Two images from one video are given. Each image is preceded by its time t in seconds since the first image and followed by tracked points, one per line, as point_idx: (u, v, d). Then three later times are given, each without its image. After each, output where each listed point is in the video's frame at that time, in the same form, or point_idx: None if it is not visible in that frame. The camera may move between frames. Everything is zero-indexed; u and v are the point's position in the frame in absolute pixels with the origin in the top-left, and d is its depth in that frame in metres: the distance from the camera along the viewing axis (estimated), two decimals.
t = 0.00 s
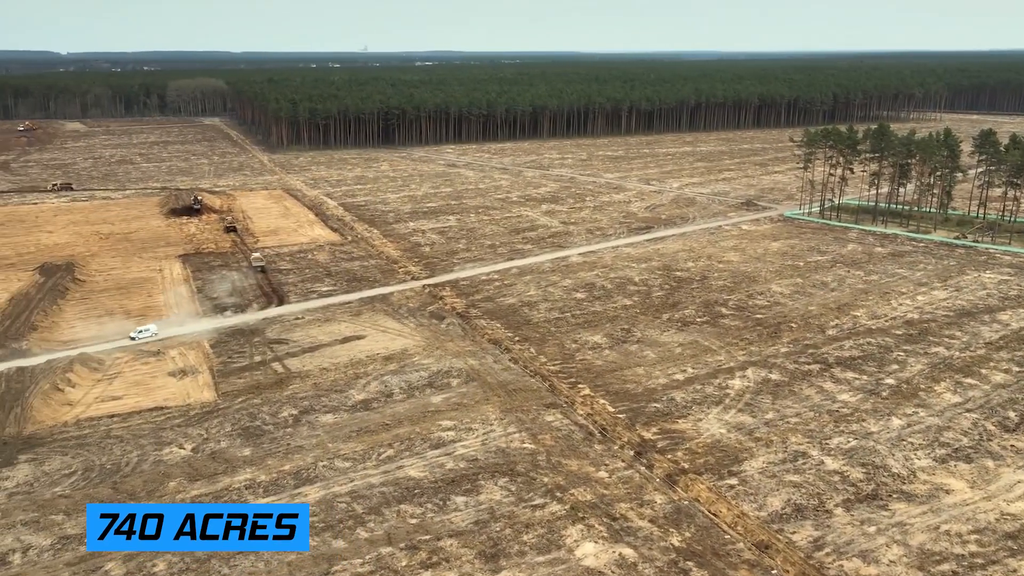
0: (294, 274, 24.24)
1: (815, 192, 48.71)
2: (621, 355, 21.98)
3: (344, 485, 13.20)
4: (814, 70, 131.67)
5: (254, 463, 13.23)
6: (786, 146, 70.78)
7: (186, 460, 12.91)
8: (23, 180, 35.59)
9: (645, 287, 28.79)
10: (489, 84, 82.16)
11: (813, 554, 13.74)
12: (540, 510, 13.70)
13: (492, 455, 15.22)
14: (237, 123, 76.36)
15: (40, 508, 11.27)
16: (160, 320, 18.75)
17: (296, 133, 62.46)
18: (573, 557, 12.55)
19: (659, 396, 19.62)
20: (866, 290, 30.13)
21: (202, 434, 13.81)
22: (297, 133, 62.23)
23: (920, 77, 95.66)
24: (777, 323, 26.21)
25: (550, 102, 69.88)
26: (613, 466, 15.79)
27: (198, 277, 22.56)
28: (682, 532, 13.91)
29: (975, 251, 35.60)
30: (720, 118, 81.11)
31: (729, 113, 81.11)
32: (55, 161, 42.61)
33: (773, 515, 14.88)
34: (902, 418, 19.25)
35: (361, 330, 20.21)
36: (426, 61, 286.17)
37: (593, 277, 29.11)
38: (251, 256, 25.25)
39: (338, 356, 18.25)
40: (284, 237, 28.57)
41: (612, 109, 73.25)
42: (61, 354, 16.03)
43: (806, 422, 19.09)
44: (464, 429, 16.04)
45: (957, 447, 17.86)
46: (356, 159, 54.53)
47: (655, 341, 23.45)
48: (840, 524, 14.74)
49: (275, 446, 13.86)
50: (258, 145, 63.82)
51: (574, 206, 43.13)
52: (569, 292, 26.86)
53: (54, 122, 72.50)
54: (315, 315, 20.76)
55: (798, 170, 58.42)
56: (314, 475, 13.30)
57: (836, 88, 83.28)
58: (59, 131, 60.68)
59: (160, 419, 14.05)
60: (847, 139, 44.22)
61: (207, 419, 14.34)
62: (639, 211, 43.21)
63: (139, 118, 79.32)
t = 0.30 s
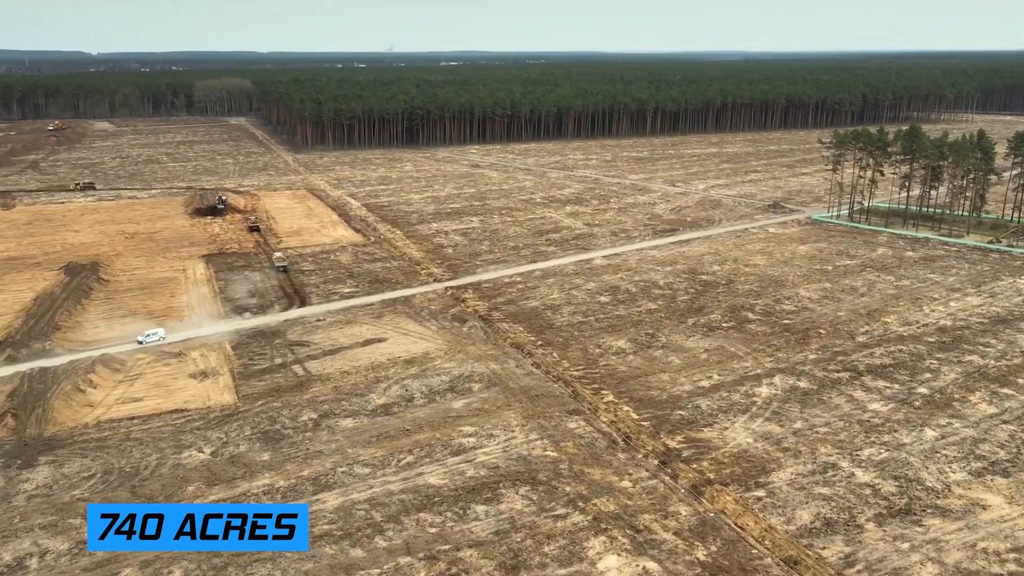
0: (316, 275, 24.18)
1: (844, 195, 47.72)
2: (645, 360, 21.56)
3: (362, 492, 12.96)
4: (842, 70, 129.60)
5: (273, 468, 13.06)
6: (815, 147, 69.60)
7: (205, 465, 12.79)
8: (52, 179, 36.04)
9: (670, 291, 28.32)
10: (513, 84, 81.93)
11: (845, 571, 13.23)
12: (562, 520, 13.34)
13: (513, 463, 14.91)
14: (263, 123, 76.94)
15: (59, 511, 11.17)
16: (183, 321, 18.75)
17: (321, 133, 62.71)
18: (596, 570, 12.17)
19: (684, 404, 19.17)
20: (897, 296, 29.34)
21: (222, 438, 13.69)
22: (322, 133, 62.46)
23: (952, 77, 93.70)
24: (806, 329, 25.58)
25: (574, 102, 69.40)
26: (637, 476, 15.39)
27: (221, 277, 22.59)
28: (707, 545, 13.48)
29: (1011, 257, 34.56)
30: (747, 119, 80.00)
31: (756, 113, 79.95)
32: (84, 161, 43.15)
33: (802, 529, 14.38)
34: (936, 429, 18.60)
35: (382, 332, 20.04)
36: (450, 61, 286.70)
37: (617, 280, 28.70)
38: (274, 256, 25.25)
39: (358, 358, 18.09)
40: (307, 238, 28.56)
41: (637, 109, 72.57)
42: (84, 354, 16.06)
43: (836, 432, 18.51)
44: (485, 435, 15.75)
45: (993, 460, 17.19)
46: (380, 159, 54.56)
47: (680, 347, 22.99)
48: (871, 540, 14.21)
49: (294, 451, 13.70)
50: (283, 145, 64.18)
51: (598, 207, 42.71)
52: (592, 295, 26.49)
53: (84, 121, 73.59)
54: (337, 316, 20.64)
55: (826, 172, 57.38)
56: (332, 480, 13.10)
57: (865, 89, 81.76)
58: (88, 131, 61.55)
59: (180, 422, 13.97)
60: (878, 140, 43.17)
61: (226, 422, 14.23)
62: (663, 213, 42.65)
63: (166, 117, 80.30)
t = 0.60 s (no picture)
0: (336, 276, 24.07)
1: (871, 197, 46.75)
2: (668, 366, 21.11)
3: (379, 500, 12.67)
4: (868, 70, 127.55)
5: (289, 474, 12.86)
6: (841, 148, 68.42)
7: (221, 470, 12.64)
8: (78, 178, 36.39)
9: (693, 295, 27.81)
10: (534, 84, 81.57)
11: None
12: (583, 531, 12.92)
13: (533, 471, 14.53)
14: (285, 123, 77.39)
15: (74, 515, 11.05)
16: (202, 322, 18.70)
17: (342, 133, 62.84)
18: None
19: (708, 411, 18.68)
20: (927, 301, 28.57)
21: (239, 442, 13.53)
22: (344, 132, 62.57)
23: (982, 77, 91.76)
24: (833, 335, 24.95)
25: (597, 102, 68.87)
26: (659, 486, 14.88)
27: (241, 278, 22.57)
28: (733, 560, 12.98)
29: None
30: (771, 119, 78.88)
31: (781, 114, 78.81)
32: (109, 160, 43.54)
33: (831, 545, 13.84)
34: (969, 441, 17.96)
35: (402, 335, 19.83)
36: (472, 61, 286.49)
37: (640, 284, 28.26)
38: (294, 257, 25.19)
39: (377, 362, 17.89)
40: (327, 239, 28.48)
41: (660, 110, 71.86)
42: (103, 355, 16.04)
43: (865, 443, 17.92)
44: (504, 442, 15.40)
45: None
46: (401, 159, 54.54)
47: (703, 353, 22.51)
48: (904, 557, 13.65)
49: (311, 456, 13.49)
50: (305, 145, 64.40)
51: (620, 209, 42.24)
52: (614, 299, 26.08)
53: (111, 121, 74.56)
54: (356, 319, 20.49)
55: (853, 173, 56.31)
56: (349, 488, 12.84)
57: (893, 89, 80.27)
58: (114, 130, 62.26)
59: (196, 425, 13.86)
60: (906, 141, 42.07)
61: (244, 426, 14.09)
62: (687, 215, 42.04)
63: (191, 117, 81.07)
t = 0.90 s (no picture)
0: (350, 278, 23.91)
1: (892, 200, 45.92)
2: (687, 373, 20.68)
3: (391, 509, 12.36)
4: (889, 70, 125.91)
5: (300, 482, 12.62)
6: (862, 149, 67.44)
7: (231, 477, 12.42)
8: (96, 178, 36.56)
9: (712, 299, 27.35)
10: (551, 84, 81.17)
11: None
12: (598, 544, 12.50)
13: (548, 481, 14.14)
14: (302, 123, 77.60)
15: (82, 523, 10.87)
16: (215, 324, 18.55)
17: (359, 133, 62.84)
18: None
19: (728, 420, 18.21)
20: (951, 307, 27.88)
21: (250, 449, 13.32)
22: (360, 132, 62.56)
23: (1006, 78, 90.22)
24: (855, 341, 24.38)
25: (614, 102, 68.36)
26: (678, 497, 14.39)
27: (255, 280, 22.45)
28: None
29: None
30: (790, 120, 77.98)
31: (800, 115, 77.87)
32: (128, 160, 43.74)
33: (856, 561, 13.26)
34: (997, 454, 17.39)
35: (416, 339, 19.58)
36: (489, 61, 286.71)
37: (657, 287, 27.83)
38: (308, 258, 25.05)
39: (391, 367, 17.64)
40: (341, 240, 28.33)
41: (677, 110, 71.22)
42: (116, 358, 15.94)
43: (890, 454, 17.37)
44: (519, 451, 15.05)
45: None
46: (417, 159, 54.42)
47: (723, 359, 22.05)
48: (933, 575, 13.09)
49: (322, 464, 13.24)
50: (322, 145, 64.49)
51: (637, 211, 41.79)
52: (631, 303, 25.68)
53: (131, 122, 75.12)
54: (370, 322, 20.28)
55: (875, 175, 55.40)
56: (360, 496, 12.55)
57: (914, 89, 79.08)
58: (133, 130, 62.68)
59: (207, 430, 13.69)
60: (929, 143, 41.21)
61: (255, 432, 13.89)
62: (705, 217, 41.50)
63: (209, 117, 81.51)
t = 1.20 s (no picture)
0: (363, 280, 23.71)
1: (913, 203, 45.14)
2: (703, 380, 20.25)
3: (401, 519, 12.07)
4: (908, 70, 124.31)
5: (309, 490, 12.38)
6: (880, 150, 66.48)
7: (240, 484, 12.21)
8: (111, 178, 36.64)
9: (729, 303, 26.90)
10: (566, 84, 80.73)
11: None
12: (613, 558, 12.13)
13: (562, 491, 13.78)
14: (317, 123, 77.67)
15: (88, 531, 10.69)
16: (226, 327, 18.39)
17: (373, 133, 62.75)
18: None
19: (746, 428, 17.76)
20: (974, 313, 27.25)
21: (259, 456, 13.10)
22: (375, 133, 62.49)
23: None
24: (876, 348, 23.82)
25: (630, 103, 67.83)
26: (695, 509, 13.98)
27: (267, 281, 22.31)
28: None
29: None
30: (808, 121, 77.06)
31: (818, 116, 76.93)
32: (143, 160, 43.86)
33: None
34: None
35: (428, 343, 19.32)
36: (504, 61, 286.01)
37: (673, 291, 27.41)
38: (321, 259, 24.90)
39: (402, 371, 17.39)
40: (355, 241, 28.17)
41: (694, 111, 70.57)
42: (126, 361, 15.81)
43: (914, 466, 16.84)
44: (532, 459, 14.71)
45: None
46: (431, 160, 54.23)
47: (740, 365, 21.60)
48: None
49: (332, 471, 13.00)
50: (337, 145, 64.50)
51: (653, 212, 41.32)
52: (647, 307, 25.26)
53: (147, 121, 75.53)
54: (382, 325, 20.05)
55: (894, 177, 54.53)
56: (370, 506, 12.27)
57: (934, 90, 77.97)
58: (149, 130, 62.94)
59: (216, 436, 13.50)
60: (951, 145, 40.43)
61: (264, 438, 13.68)
62: (722, 219, 40.95)
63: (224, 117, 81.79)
